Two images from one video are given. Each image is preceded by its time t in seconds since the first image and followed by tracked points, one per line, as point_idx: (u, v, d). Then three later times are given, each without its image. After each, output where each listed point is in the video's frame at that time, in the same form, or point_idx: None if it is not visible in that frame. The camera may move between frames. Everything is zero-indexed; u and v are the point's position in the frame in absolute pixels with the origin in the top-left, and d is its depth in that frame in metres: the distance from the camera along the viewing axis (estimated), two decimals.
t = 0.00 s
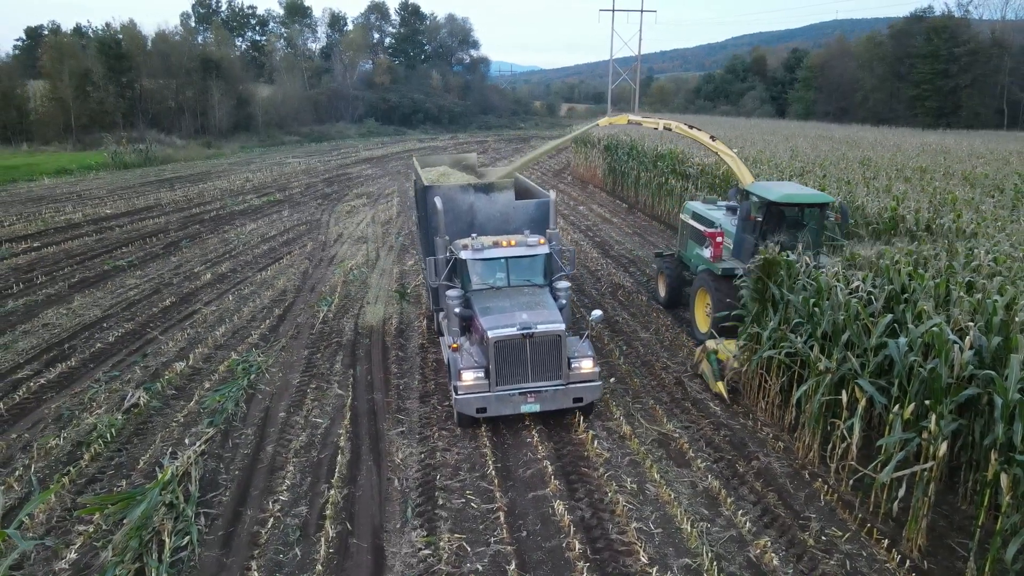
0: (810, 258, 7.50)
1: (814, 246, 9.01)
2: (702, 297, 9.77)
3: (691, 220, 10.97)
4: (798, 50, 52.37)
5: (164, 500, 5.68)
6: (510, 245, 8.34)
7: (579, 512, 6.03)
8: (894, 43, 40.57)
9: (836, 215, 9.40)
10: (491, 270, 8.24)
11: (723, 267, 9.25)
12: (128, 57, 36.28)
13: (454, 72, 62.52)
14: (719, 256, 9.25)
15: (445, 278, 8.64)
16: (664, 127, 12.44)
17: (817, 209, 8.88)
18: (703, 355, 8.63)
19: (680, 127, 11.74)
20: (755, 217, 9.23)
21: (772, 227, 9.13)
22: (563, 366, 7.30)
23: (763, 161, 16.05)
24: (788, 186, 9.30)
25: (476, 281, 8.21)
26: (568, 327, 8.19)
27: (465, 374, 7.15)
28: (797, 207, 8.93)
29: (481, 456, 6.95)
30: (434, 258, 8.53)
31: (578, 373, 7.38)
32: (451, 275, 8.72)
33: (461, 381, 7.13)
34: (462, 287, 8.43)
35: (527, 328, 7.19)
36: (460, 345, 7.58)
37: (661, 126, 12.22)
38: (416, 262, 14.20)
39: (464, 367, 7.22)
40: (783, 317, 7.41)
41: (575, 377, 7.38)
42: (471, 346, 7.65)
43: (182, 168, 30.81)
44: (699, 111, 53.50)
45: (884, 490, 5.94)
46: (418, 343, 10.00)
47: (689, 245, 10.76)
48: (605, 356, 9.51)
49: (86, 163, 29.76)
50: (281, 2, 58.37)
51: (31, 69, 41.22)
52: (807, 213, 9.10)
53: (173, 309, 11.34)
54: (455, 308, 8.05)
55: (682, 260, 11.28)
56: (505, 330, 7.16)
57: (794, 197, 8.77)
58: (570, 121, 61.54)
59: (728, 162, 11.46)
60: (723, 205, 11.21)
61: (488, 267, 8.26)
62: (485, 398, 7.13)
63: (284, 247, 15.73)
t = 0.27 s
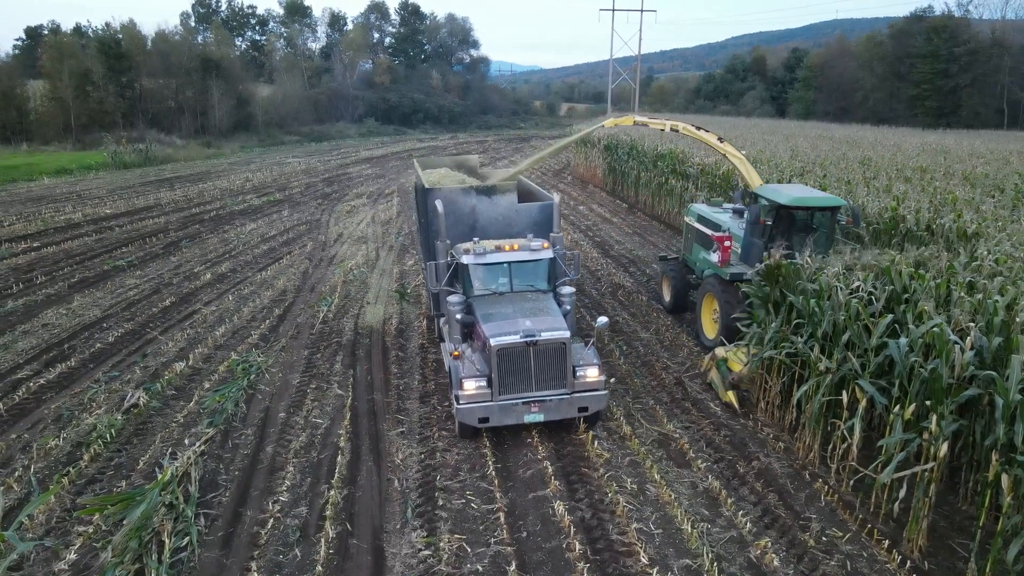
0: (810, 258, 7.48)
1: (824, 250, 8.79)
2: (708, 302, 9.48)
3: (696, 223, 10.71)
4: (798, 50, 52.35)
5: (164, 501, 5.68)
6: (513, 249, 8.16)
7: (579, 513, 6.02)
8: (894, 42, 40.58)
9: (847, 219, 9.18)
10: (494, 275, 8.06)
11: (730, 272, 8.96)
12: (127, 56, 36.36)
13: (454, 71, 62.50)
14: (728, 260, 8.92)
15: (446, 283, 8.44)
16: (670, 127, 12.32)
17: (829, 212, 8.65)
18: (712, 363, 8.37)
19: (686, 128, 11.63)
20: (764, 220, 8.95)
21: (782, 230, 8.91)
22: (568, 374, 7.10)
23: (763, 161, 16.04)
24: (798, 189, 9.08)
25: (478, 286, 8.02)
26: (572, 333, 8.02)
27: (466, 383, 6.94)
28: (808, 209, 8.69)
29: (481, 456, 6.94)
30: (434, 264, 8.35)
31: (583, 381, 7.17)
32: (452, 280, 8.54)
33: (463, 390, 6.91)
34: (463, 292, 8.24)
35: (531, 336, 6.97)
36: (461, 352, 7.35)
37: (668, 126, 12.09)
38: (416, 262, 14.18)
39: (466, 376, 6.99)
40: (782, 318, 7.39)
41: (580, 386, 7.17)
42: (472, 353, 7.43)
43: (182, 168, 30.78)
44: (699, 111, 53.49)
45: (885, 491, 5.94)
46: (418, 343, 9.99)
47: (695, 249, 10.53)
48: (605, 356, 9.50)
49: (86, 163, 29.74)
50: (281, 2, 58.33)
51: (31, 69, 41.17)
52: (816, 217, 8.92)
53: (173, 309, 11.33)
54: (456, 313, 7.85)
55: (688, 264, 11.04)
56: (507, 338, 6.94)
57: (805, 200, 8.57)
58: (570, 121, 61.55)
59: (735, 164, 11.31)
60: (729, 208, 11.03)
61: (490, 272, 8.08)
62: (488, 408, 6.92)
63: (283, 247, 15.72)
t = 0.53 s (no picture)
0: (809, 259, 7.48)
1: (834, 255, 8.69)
2: (714, 308, 9.38)
3: (701, 226, 10.63)
4: (798, 49, 52.31)
5: (164, 502, 5.68)
6: (517, 255, 8.00)
7: (579, 514, 6.02)
8: (894, 42, 40.55)
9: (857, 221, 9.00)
10: (497, 281, 7.93)
11: (738, 277, 8.93)
12: (127, 57, 36.80)
13: (454, 71, 62.50)
14: (735, 266, 8.91)
15: (447, 289, 8.28)
16: (675, 129, 12.22)
17: (839, 216, 8.55)
18: (720, 372, 8.20)
19: (691, 130, 11.55)
20: (772, 224, 8.86)
21: (794, 235, 8.82)
22: (574, 385, 6.93)
23: (763, 161, 16.04)
24: (807, 193, 8.98)
25: (480, 292, 7.90)
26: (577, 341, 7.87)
27: (468, 394, 6.77)
28: (817, 214, 8.61)
29: (481, 457, 6.95)
30: (436, 269, 8.18)
31: (589, 393, 7.00)
32: (453, 287, 8.38)
33: (465, 401, 6.73)
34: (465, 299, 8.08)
35: (535, 345, 6.82)
36: (463, 362, 7.18)
37: (674, 128, 11.98)
38: (416, 262, 14.19)
39: (468, 386, 6.84)
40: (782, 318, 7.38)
41: (587, 397, 7.00)
42: (475, 362, 7.25)
43: (182, 168, 30.79)
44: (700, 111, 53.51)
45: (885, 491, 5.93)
46: (418, 343, 10.00)
47: (701, 254, 10.45)
48: (605, 357, 9.51)
49: (86, 163, 29.76)
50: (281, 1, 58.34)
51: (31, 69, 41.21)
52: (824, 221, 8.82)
53: (173, 309, 11.33)
54: (458, 321, 7.69)
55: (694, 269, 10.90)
56: (511, 348, 6.78)
57: (815, 204, 8.50)
58: (570, 121, 61.57)
59: (742, 165, 11.14)
60: (735, 211, 10.87)
61: (493, 278, 7.94)
62: (491, 419, 6.76)
63: (284, 247, 15.73)
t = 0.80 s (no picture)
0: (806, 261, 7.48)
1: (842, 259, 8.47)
2: (720, 314, 9.18)
3: (708, 231, 10.53)
4: (798, 49, 52.32)
5: (165, 500, 5.72)
6: (520, 261, 7.90)
7: (577, 513, 6.06)
8: (894, 42, 40.60)
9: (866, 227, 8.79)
10: (499, 287, 7.83)
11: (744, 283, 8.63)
12: (127, 57, 36.86)
13: (454, 71, 62.54)
14: (740, 271, 8.61)
15: (449, 295, 8.15)
16: (680, 131, 12.15)
17: (848, 219, 8.30)
18: (726, 380, 8.01)
19: (697, 131, 11.49)
20: (779, 228, 8.63)
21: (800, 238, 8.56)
22: (579, 395, 6.80)
23: (762, 162, 16.08)
24: (815, 195, 8.72)
25: (483, 298, 7.80)
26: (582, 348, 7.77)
27: (471, 404, 6.63)
28: (825, 217, 8.36)
29: (480, 456, 6.99)
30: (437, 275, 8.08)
31: (595, 402, 6.87)
32: (455, 293, 8.26)
33: (467, 411, 6.60)
34: (467, 305, 7.97)
35: (538, 354, 6.71)
36: (464, 370, 7.03)
37: (680, 130, 11.91)
38: (416, 262, 14.23)
39: (470, 396, 6.68)
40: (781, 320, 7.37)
41: (592, 406, 6.87)
42: (476, 371, 7.12)
43: (182, 168, 30.82)
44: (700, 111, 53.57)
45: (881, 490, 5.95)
46: (418, 343, 10.04)
47: (708, 259, 10.33)
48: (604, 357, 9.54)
49: (86, 163, 29.79)
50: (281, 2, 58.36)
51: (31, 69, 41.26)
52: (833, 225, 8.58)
53: (174, 309, 11.37)
54: (460, 328, 7.57)
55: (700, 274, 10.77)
56: (514, 356, 6.66)
57: (822, 208, 8.26)
58: (570, 121, 61.66)
59: (749, 168, 11.08)
60: (740, 215, 10.77)
61: (495, 283, 7.84)
62: (493, 430, 6.63)
63: (284, 247, 15.77)
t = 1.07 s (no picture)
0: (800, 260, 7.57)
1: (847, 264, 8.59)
2: (725, 318, 9.14)
3: (710, 232, 10.55)
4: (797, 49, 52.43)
5: (170, 493, 5.88)
6: (523, 264, 7.88)
7: (574, 505, 6.19)
8: (892, 43, 40.73)
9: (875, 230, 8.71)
10: (502, 291, 7.78)
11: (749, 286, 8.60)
12: (128, 57, 37.01)
13: (455, 71, 62.67)
14: (746, 274, 8.60)
15: (450, 299, 8.10)
16: (684, 132, 12.16)
17: (854, 223, 8.32)
18: (731, 386, 7.88)
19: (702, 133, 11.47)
20: (785, 232, 8.66)
21: (807, 243, 8.70)
22: (583, 401, 6.70)
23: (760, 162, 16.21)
24: (821, 199, 8.77)
25: (485, 303, 7.73)
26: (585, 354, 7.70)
27: (472, 411, 6.50)
28: (831, 221, 8.38)
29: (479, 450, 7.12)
30: (439, 279, 7.97)
31: (598, 409, 6.78)
32: (456, 298, 8.17)
33: (469, 418, 6.48)
34: (469, 309, 7.91)
35: (542, 360, 6.62)
36: (466, 376, 6.91)
37: (684, 130, 11.90)
38: (416, 261, 14.35)
39: (472, 403, 6.54)
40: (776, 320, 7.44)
41: (596, 413, 6.78)
42: (478, 377, 7.01)
43: (183, 168, 30.94)
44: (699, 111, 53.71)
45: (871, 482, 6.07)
46: (418, 340, 10.16)
47: (710, 261, 10.29)
48: (602, 354, 9.67)
49: (87, 163, 29.90)
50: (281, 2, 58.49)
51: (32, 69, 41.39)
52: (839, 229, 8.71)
53: (176, 308, 11.49)
54: (462, 333, 7.49)
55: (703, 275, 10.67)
56: (517, 362, 6.56)
57: (829, 210, 8.26)
58: (569, 121, 61.79)
59: (755, 172, 11.10)
60: (743, 217, 10.79)
61: (498, 287, 7.80)
62: (496, 437, 6.51)
63: (285, 247, 15.90)
